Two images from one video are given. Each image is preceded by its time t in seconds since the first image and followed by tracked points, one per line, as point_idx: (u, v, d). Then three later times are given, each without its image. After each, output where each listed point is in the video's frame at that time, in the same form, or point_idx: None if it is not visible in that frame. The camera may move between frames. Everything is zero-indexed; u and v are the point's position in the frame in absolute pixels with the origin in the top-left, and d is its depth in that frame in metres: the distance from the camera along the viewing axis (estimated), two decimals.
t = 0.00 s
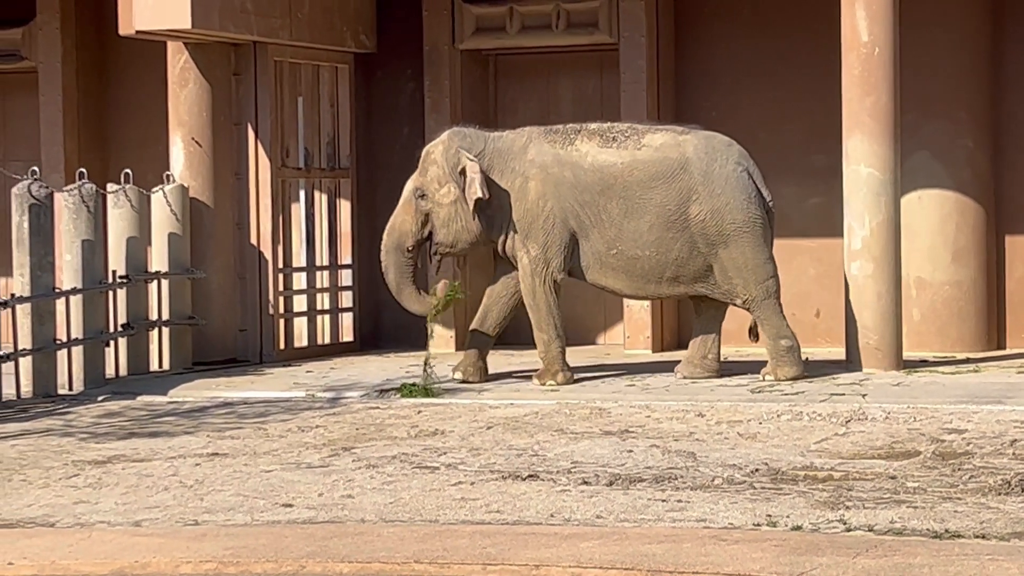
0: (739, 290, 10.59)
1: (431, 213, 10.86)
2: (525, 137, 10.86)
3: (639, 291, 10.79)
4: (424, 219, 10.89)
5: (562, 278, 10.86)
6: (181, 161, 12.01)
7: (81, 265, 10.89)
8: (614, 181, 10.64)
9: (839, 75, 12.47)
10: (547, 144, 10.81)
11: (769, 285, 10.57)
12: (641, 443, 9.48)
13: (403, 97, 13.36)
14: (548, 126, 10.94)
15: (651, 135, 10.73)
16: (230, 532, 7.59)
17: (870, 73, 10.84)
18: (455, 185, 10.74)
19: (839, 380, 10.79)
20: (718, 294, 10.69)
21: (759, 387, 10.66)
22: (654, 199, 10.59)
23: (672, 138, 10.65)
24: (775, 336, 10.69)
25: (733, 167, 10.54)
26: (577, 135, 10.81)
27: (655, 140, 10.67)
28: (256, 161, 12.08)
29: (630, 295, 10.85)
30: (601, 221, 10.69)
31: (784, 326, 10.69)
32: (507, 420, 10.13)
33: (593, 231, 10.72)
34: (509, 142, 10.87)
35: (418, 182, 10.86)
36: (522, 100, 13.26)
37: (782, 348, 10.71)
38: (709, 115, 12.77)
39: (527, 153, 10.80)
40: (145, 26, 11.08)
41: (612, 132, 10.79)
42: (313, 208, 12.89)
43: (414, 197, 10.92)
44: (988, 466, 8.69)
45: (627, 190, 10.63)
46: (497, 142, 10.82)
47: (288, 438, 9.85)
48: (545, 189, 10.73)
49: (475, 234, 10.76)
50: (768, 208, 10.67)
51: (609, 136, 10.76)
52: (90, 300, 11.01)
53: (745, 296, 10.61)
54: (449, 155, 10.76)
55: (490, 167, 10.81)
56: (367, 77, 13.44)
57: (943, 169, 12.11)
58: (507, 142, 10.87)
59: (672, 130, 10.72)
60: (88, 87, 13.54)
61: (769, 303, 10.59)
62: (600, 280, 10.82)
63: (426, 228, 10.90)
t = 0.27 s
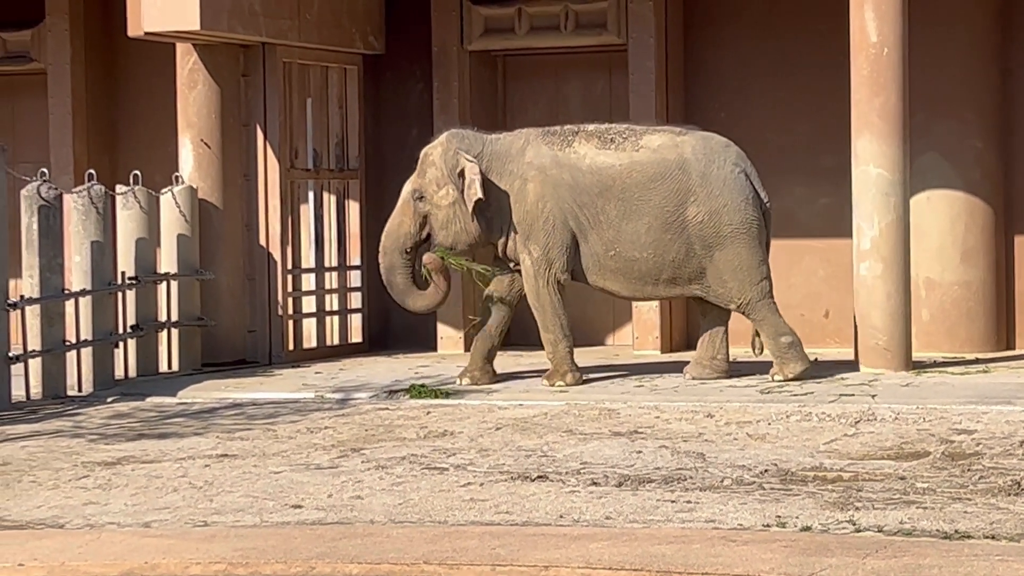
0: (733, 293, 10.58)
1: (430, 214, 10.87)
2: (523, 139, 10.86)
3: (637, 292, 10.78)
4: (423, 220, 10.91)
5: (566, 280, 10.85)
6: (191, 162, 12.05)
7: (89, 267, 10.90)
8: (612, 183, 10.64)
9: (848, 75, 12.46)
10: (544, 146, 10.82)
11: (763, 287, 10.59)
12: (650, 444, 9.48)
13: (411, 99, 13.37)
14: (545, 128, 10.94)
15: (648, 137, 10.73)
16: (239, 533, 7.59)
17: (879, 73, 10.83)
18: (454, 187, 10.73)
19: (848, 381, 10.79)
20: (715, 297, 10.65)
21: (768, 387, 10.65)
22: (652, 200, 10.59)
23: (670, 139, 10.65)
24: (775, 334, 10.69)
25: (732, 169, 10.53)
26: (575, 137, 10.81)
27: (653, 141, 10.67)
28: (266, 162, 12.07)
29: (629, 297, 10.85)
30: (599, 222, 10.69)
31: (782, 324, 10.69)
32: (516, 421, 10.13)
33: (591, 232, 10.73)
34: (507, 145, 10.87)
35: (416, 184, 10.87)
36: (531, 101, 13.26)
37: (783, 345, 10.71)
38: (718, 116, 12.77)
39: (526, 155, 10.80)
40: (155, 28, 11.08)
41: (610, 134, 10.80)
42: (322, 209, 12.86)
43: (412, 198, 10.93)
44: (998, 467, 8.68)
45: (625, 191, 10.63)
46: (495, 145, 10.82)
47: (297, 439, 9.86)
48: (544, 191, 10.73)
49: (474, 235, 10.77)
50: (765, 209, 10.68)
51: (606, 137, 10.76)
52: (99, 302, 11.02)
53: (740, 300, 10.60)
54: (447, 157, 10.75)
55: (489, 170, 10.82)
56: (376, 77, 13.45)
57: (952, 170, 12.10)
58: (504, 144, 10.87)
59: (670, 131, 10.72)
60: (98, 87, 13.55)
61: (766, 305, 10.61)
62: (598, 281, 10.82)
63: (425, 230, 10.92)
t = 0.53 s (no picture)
0: (711, 300, 10.66)
1: (430, 220, 10.81)
2: (522, 144, 10.84)
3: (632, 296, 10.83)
4: (422, 227, 10.85)
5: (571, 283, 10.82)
6: (202, 164, 12.04)
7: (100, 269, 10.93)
8: (611, 187, 10.66)
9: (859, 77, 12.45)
10: (543, 151, 10.81)
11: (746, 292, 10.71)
12: (661, 447, 9.48)
13: (421, 102, 13.37)
14: (542, 132, 10.93)
15: (647, 141, 10.77)
16: (250, 536, 7.60)
17: (890, 74, 10.83)
18: (455, 193, 10.72)
19: (859, 383, 10.80)
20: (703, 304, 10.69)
21: (779, 390, 10.73)
22: (649, 205, 10.65)
23: (668, 144, 10.69)
24: (748, 334, 10.71)
25: (729, 173, 10.62)
26: (574, 141, 10.81)
27: (651, 145, 10.71)
28: (276, 164, 12.08)
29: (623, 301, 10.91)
30: (598, 227, 10.73)
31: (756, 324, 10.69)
32: (527, 424, 10.13)
33: (589, 237, 10.76)
34: (506, 150, 10.84)
35: (416, 190, 10.81)
36: (541, 104, 13.26)
37: (759, 343, 10.74)
38: (728, 118, 12.76)
39: (525, 161, 10.78)
40: (165, 30, 11.07)
41: (607, 138, 10.81)
42: (333, 212, 12.86)
43: (411, 204, 10.85)
44: (1009, 469, 8.67)
45: (624, 196, 10.67)
46: (495, 150, 10.79)
47: (307, 442, 9.86)
48: (545, 196, 10.70)
49: (475, 241, 10.74)
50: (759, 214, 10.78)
51: (604, 142, 10.78)
52: (110, 305, 11.02)
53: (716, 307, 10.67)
54: (447, 164, 10.73)
55: (488, 176, 10.79)
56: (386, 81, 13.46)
57: (963, 172, 12.10)
58: (503, 150, 10.84)
59: (668, 135, 10.76)
60: (109, 90, 13.57)
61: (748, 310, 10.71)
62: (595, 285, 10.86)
63: (425, 235, 10.86)
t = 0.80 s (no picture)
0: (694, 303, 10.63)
1: (429, 225, 10.83)
2: (520, 151, 10.83)
3: (630, 301, 10.84)
4: (421, 231, 10.88)
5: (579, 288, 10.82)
6: (214, 170, 12.01)
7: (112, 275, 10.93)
8: (608, 193, 10.65)
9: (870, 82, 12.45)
10: (541, 157, 10.79)
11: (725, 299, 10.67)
12: (673, 452, 9.47)
13: (433, 107, 13.38)
14: (541, 138, 10.91)
15: (645, 145, 10.73)
16: (261, 541, 7.60)
17: (901, 79, 10.81)
18: (453, 200, 10.72)
19: (871, 389, 10.78)
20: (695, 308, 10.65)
21: (790, 395, 10.76)
22: (646, 209, 10.62)
23: (665, 147, 10.65)
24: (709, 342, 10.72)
25: (727, 176, 10.55)
26: (572, 147, 10.80)
27: (648, 149, 10.67)
28: (288, 168, 12.10)
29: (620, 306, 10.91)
30: (596, 233, 10.71)
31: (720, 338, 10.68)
32: (539, 429, 10.12)
33: (587, 243, 10.74)
34: (504, 157, 10.83)
35: (415, 196, 10.82)
36: (552, 108, 13.25)
37: (714, 356, 10.73)
38: (739, 123, 12.75)
39: (523, 168, 10.77)
40: (177, 36, 11.07)
41: (606, 143, 10.78)
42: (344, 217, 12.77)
43: (411, 209, 10.87)
44: (1021, 475, 8.65)
45: (621, 201, 10.65)
46: (492, 158, 10.78)
47: (319, 447, 9.86)
48: (543, 204, 10.70)
49: (474, 247, 10.79)
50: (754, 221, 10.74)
51: (602, 147, 10.75)
52: (122, 309, 11.03)
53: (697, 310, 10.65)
54: (445, 170, 10.72)
55: (485, 182, 10.78)
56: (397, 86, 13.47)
57: (974, 177, 12.08)
58: (502, 157, 10.83)
59: (666, 139, 10.73)
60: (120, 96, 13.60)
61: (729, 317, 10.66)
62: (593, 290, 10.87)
63: (425, 240, 10.90)
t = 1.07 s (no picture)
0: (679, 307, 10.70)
1: (427, 232, 10.82)
2: (518, 161, 10.81)
3: (627, 308, 10.88)
4: (418, 238, 10.86)
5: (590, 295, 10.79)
6: (225, 176, 12.03)
7: (123, 281, 10.96)
8: (605, 202, 10.65)
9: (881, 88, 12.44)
10: (539, 167, 10.78)
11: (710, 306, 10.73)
12: (684, 459, 9.46)
13: (444, 114, 13.39)
14: (538, 147, 10.90)
15: (642, 153, 10.72)
16: (273, 548, 7.60)
17: (912, 86, 10.81)
18: (451, 206, 10.72)
19: (882, 395, 10.77)
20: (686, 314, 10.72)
21: (801, 402, 10.75)
22: (643, 217, 10.63)
23: (662, 156, 10.65)
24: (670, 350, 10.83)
25: (723, 183, 10.60)
26: (569, 155, 10.80)
27: (645, 157, 10.67)
28: (299, 175, 12.12)
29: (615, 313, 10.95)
30: (593, 241, 10.72)
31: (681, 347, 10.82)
32: (549, 436, 10.12)
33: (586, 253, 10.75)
34: (502, 166, 10.82)
35: (412, 202, 10.81)
36: (563, 114, 13.26)
37: (672, 366, 10.82)
38: (750, 130, 12.75)
39: (521, 179, 10.76)
40: (189, 44, 11.07)
41: (603, 151, 10.78)
42: (356, 224, 12.85)
43: (408, 216, 10.85)
44: None
45: (618, 210, 10.65)
46: (490, 168, 10.77)
47: (330, 453, 9.87)
48: (541, 216, 10.70)
49: (471, 253, 10.76)
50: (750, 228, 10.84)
51: (599, 155, 10.74)
52: (134, 315, 11.04)
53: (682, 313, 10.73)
54: (443, 177, 10.73)
55: (483, 191, 10.77)
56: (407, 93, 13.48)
57: (985, 183, 12.08)
58: (500, 166, 10.82)
59: (663, 147, 10.73)
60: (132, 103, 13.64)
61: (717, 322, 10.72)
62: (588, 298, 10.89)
63: (423, 247, 10.88)
